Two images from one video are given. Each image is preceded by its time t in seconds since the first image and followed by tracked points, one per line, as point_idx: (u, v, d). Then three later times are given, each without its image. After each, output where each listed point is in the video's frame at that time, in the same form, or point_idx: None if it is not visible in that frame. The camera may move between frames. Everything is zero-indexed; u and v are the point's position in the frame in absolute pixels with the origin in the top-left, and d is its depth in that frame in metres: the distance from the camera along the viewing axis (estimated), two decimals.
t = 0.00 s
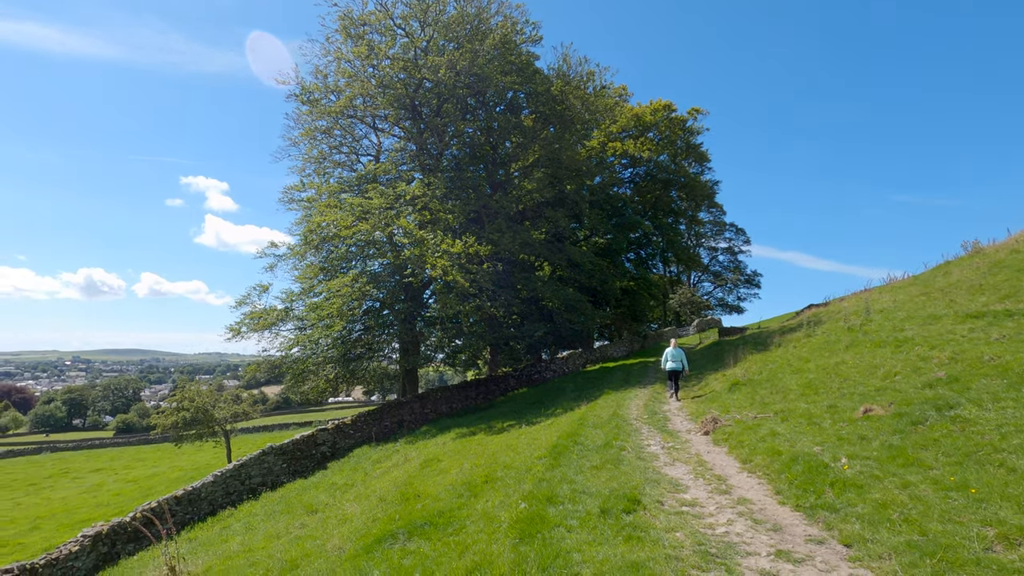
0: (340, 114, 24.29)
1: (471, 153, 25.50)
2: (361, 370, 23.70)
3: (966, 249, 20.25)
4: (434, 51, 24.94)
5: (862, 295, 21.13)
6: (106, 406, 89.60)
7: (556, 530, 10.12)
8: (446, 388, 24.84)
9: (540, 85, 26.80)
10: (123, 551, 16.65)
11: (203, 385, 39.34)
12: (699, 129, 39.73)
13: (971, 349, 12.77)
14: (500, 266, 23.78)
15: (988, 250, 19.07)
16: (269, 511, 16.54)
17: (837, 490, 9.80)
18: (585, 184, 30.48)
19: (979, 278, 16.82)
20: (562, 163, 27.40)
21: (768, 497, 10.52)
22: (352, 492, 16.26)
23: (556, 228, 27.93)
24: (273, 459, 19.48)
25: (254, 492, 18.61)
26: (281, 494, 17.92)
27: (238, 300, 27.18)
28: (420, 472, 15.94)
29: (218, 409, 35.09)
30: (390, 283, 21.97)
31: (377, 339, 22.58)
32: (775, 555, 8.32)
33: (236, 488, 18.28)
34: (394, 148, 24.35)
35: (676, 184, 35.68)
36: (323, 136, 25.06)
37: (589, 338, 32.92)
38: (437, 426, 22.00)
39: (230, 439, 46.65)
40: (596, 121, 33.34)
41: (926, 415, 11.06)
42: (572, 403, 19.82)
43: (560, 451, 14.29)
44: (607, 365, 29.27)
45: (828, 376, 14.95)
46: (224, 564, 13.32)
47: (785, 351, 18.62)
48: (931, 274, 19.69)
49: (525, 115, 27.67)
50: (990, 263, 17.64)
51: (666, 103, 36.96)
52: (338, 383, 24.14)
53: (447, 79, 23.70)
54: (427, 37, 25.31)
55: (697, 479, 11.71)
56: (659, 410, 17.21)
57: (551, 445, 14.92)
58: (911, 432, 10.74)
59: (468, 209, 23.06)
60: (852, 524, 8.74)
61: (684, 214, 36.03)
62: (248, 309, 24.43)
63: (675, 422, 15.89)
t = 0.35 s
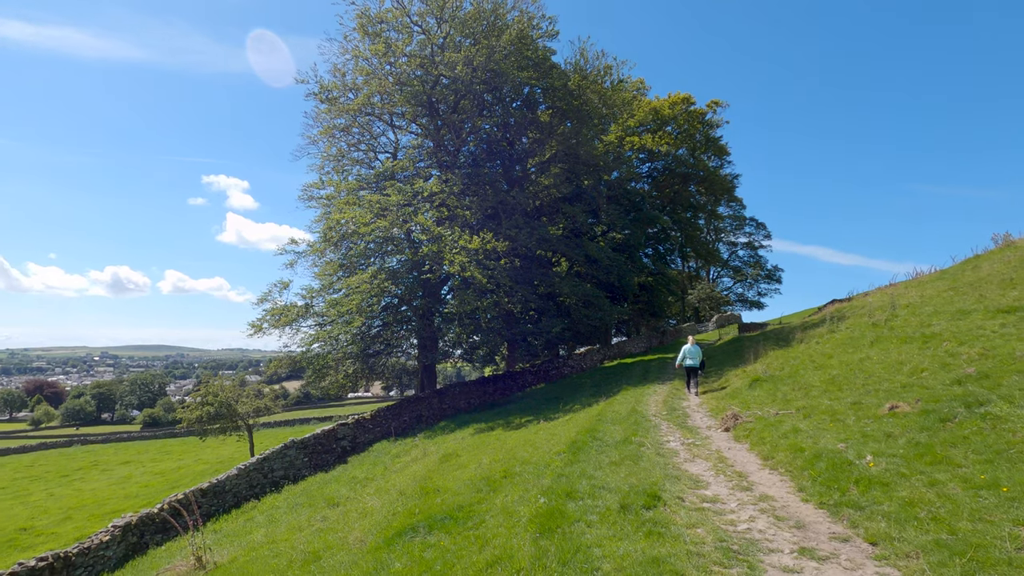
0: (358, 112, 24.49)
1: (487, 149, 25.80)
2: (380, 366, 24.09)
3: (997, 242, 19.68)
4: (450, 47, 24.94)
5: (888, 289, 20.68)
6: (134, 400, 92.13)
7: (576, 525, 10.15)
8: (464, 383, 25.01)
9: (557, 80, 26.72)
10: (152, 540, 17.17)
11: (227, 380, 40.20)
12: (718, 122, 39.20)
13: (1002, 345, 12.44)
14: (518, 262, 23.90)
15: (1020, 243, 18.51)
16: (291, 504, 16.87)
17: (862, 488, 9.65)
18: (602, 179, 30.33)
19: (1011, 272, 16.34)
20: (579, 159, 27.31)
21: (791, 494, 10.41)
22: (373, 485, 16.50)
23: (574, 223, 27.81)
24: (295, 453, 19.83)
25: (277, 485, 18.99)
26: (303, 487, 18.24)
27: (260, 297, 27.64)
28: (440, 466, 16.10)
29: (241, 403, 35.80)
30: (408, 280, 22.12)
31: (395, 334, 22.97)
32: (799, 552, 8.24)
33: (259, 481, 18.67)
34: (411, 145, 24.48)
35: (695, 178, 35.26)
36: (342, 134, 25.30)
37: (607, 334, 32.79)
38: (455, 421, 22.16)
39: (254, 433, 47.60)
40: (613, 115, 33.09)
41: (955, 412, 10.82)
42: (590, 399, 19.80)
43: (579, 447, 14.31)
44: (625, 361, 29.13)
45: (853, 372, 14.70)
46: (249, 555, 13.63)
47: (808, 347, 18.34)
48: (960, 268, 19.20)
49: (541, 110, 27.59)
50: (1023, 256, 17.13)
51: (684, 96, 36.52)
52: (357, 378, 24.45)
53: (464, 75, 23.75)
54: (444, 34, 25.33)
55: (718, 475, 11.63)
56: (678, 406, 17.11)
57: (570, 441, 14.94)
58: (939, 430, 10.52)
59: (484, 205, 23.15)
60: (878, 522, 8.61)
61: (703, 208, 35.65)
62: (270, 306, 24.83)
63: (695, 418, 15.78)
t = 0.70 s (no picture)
0: (384, 109, 24.75)
1: (512, 144, 25.04)
2: (408, 359, 24.52)
3: None
4: (475, 42, 24.95)
5: (927, 282, 19.97)
6: (172, 392, 95.75)
7: (605, 519, 10.17)
8: (490, 377, 25.19)
9: (583, 72, 26.53)
10: (191, 528, 17.83)
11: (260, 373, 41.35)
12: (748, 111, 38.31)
13: None
14: (543, 256, 23.93)
15: None
16: (323, 494, 17.31)
17: (901, 486, 9.40)
18: (628, 171, 29.98)
19: None
20: (605, 151, 27.09)
21: (825, 490, 10.22)
22: (402, 477, 16.80)
23: (599, 216, 27.61)
24: (326, 445, 20.32)
25: (309, 476, 19.50)
26: (334, 478, 18.69)
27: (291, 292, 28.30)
28: (467, 459, 16.29)
29: (273, 396, 36.80)
30: (435, 274, 22.39)
31: (421, 329, 23.46)
32: (834, 550, 8.09)
33: (292, 472, 19.21)
34: (436, 140, 24.63)
35: (724, 169, 34.60)
36: (369, 130, 25.61)
37: (633, 328, 32.51)
38: (482, 414, 22.35)
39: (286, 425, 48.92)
40: (639, 106, 32.66)
41: (1000, 408, 10.43)
42: (617, 393, 19.74)
43: (607, 441, 14.29)
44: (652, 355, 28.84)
45: (890, 367, 14.29)
46: (283, 543, 14.05)
47: (842, 341, 17.88)
48: (1005, 259, 18.41)
49: (566, 103, 27.41)
50: None
51: (713, 85, 35.79)
52: (385, 372, 24.87)
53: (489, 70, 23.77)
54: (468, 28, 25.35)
55: (750, 471, 11.49)
56: (708, 400, 16.91)
57: (597, 435, 14.93)
58: (984, 427, 10.16)
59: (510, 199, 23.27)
60: (918, 521, 8.39)
61: (732, 200, 34.96)
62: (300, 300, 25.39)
63: (725, 413, 15.59)
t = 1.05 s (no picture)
0: (409, 105, 24.97)
1: (536, 137, 25.60)
2: (434, 354, 24.89)
3: None
4: (499, 36, 24.92)
5: (970, 275, 19.21)
6: (206, 385, 98.94)
7: (634, 513, 10.14)
8: (516, 372, 25.32)
9: (608, 64, 26.31)
10: (227, 516, 18.44)
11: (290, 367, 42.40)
12: (778, 101, 37.37)
13: None
14: (568, 250, 23.97)
15: None
16: (353, 485, 17.69)
17: (943, 485, 9.12)
18: (655, 164, 29.56)
19: None
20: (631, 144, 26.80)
21: (862, 489, 9.98)
22: (429, 470, 17.04)
23: (625, 211, 27.33)
24: (355, 438, 20.76)
25: (339, 468, 19.94)
26: (363, 470, 19.08)
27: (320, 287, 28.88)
28: (494, 453, 16.43)
29: (304, 389, 37.70)
30: (460, 269, 22.74)
31: (447, 325, 23.78)
32: (872, 548, 7.91)
33: (322, 463, 19.69)
34: (461, 136, 24.74)
35: (753, 161, 33.86)
36: (394, 127, 25.88)
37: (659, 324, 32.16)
38: (507, 409, 22.46)
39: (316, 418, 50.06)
40: (665, 98, 32.20)
41: None
42: (644, 388, 19.62)
43: (634, 436, 14.23)
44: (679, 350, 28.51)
45: (929, 362, 13.84)
46: (316, 532, 14.41)
47: (879, 336, 17.37)
48: None
49: (591, 96, 27.19)
50: None
51: (742, 74, 34.98)
52: (412, 366, 25.22)
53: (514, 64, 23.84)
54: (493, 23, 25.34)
55: (782, 468, 11.30)
56: (737, 396, 16.67)
57: (624, 430, 14.88)
58: None
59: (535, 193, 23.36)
60: (962, 521, 8.13)
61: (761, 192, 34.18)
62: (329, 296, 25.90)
63: (755, 409, 15.35)
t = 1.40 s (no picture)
0: (421, 104, 25.07)
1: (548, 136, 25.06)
2: (446, 352, 24.99)
3: None
4: (510, 34, 24.91)
5: (990, 272, 18.89)
6: (221, 382, 100.21)
7: (648, 511, 10.13)
8: (528, 370, 25.35)
9: (620, 61, 26.21)
10: (242, 512, 18.69)
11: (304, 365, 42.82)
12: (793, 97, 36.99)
13: None
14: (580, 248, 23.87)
15: None
16: (366, 482, 17.85)
17: (962, 484, 9.01)
18: (667, 161, 29.38)
19: None
20: (643, 142, 26.68)
21: (879, 488, 9.89)
22: (442, 467, 17.15)
23: (637, 208, 27.14)
24: (368, 435, 20.95)
25: (352, 464, 20.13)
26: (376, 467, 19.25)
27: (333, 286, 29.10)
28: (506, 450, 16.49)
29: (317, 387, 38.05)
30: (472, 267, 22.90)
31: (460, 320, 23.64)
32: (890, 548, 7.84)
33: (336, 460, 19.91)
34: (473, 134, 24.78)
35: (767, 157, 33.49)
36: (406, 126, 25.99)
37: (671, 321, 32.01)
38: (519, 407, 22.50)
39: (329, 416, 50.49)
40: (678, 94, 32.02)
41: None
42: (656, 386, 19.57)
43: (647, 434, 14.21)
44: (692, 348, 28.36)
45: (948, 360, 13.65)
46: (330, 528, 14.57)
47: (895, 334, 17.16)
48: None
49: (603, 93, 27.10)
50: None
51: (756, 70, 34.67)
52: (424, 364, 25.35)
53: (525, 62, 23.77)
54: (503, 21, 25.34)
55: (798, 466, 11.22)
56: (751, 394, 16.58)
57: (637, 428, 14.86)
58: None
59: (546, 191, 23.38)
60: (983, 521, 8.02)
61: (775, 189, 33.84)
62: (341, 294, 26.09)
63: (769, 407, 15.26)
